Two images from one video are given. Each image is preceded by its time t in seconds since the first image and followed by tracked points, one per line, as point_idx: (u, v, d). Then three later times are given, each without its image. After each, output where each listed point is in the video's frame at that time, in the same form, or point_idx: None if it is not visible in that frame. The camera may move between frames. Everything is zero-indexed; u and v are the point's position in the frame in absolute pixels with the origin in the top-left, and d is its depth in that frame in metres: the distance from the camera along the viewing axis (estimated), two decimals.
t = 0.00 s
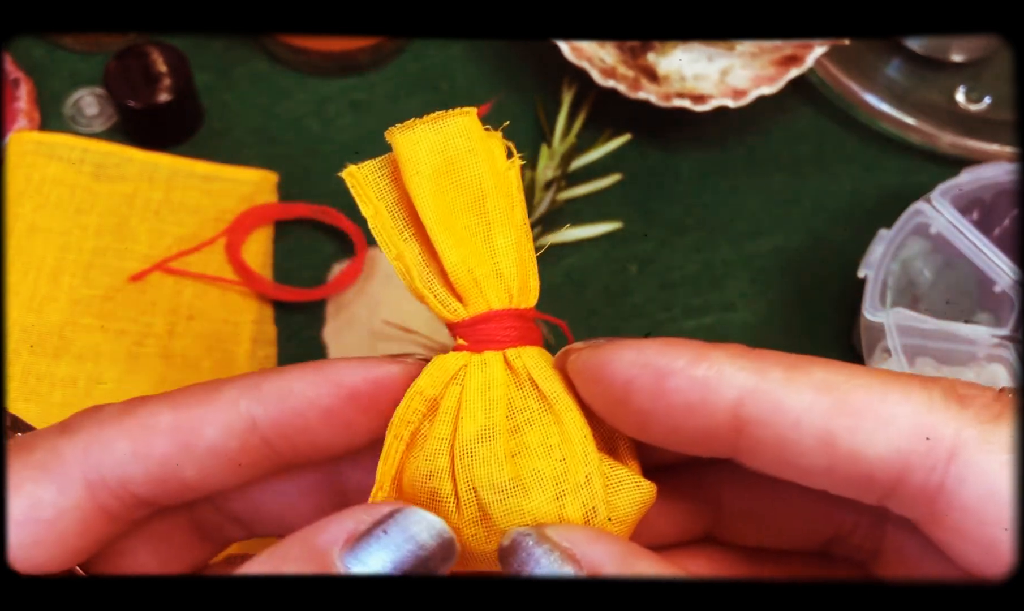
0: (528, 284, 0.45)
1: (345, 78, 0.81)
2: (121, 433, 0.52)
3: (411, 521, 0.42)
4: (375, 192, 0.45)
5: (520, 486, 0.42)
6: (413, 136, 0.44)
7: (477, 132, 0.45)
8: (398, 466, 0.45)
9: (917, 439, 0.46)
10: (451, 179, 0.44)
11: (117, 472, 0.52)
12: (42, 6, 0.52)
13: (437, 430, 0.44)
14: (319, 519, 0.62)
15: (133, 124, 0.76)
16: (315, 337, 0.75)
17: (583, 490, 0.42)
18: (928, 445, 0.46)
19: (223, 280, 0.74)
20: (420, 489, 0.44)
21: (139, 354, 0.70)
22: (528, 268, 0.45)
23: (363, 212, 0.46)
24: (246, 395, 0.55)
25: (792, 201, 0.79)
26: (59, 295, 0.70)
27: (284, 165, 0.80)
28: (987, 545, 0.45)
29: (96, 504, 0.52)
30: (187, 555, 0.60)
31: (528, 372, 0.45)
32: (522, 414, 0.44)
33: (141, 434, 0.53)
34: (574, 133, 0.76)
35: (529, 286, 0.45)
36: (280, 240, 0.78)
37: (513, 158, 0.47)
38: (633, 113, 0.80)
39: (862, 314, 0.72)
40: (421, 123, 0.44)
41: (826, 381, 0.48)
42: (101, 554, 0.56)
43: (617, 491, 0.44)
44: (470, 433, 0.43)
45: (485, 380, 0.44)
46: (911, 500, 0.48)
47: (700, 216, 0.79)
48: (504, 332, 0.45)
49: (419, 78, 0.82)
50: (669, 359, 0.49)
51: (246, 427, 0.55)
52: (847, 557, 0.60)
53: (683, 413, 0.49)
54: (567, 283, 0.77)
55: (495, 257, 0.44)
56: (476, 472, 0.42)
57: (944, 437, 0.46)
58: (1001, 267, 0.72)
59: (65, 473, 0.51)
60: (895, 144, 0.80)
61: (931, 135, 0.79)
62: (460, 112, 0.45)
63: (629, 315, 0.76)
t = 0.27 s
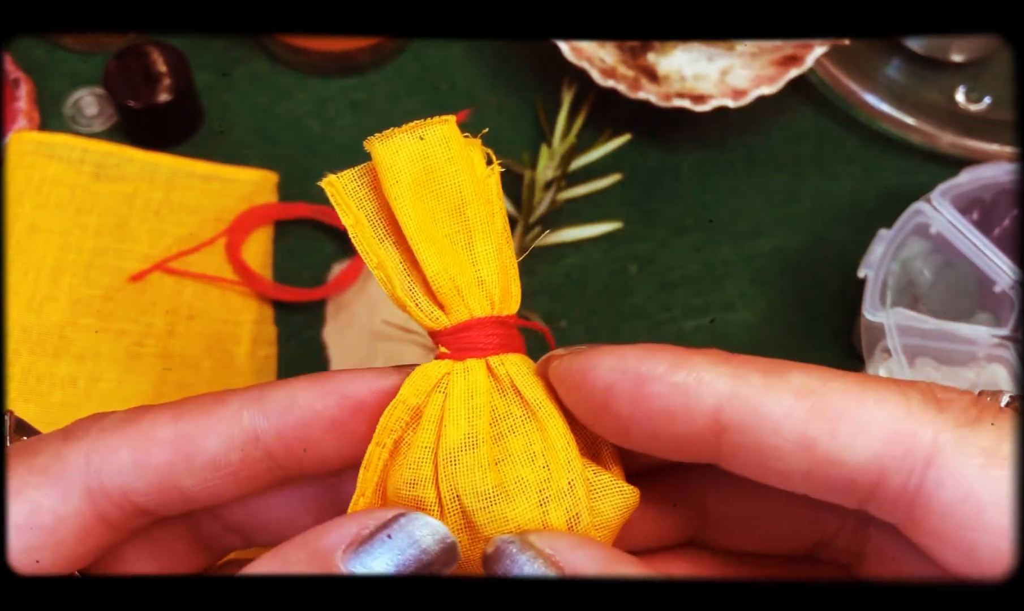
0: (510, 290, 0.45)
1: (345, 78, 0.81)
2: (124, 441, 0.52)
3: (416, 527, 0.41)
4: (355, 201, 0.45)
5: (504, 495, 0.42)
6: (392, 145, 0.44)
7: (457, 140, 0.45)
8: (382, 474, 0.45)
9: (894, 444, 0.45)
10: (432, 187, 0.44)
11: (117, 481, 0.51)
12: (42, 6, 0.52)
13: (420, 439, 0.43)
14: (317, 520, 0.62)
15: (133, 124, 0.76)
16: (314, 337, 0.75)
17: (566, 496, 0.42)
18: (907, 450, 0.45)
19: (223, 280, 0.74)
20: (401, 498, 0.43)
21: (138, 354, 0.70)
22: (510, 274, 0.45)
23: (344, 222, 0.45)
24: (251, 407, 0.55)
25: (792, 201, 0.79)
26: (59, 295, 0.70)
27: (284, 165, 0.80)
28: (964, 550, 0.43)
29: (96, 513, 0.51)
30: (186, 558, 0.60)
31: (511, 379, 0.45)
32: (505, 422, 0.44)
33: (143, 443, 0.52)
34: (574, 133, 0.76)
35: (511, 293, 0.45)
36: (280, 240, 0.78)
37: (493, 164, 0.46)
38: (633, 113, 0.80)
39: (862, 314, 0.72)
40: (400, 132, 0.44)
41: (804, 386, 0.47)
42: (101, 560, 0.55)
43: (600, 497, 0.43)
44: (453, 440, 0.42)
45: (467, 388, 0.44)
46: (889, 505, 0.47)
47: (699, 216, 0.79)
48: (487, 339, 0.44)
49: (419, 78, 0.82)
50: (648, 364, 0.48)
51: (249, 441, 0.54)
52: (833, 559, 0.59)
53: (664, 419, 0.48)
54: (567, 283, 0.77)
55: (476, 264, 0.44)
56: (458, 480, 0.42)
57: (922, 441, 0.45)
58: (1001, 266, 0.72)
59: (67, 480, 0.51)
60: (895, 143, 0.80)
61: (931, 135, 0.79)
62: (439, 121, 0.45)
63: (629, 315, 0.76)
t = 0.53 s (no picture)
0: (503, 293, 0.44)
1: (345, 78, 0.81)
2: (122, 447, 0.52)
3: (407, 522, 0.41)
4: (346, 205, 0.45)
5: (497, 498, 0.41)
6: (384, 149, 0.43)
7: (447, 142, 0.44)
8: (376, 477, 0.45)
9: (888, 443, 0.45)
10: (423, 191, 0.44)
11: (115, 487, 0.51)
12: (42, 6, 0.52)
13: (413, 442, 0.43)
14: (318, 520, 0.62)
15: (133, 124, 0.76)
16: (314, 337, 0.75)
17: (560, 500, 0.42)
18: (900, 448, 0.45)
19: (224, 280, 0.74)
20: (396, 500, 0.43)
21: (138, 355, 0.70)
22: (503, 276, 0.44)
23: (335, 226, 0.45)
24: (249, 418, 0.54)
25: (792, 201, 0.79)
26: (59, 295, 0.69)
27: (284, 165, 0.80)
28: (958, 549, 0.43)
29: (93, 520, 0.51)
30: (186, 559, 0.59)
31: (505, 382, 0.44)
32: (500, 426, 0.43)
33: (141, 451, 0.52)
34: (574, 133, 0.75)
35: (503, 295, 0.44)
36: (280, 241, 0.78)
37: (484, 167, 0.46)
38: (633, 113, 0.80)
39: (862, 314, 0.72)
40: (391, 136, 0.44)
41: (796, 386, 0.47)
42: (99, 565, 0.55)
43: (592, 499, 0.43)
44: (447, 444, 0.42)
45: (461, 392, 0.43)
46: (884, 505, 0.47)
47: (699, 216, 0.79)
48: (480, 342, 0.44)
49: (419, 78, 0.82)
50: (640, 366, 0.48)
51: (246, 451, 0.54)
52: (829, 563, 0.58)
53: (657, 420, 0.48)
54: (567, 283, 0.77)
55: (468, 267, 0.44)
56: (453, 483, 0.41)
57: (914, 439, 0.45)
58: (1001, 266, 0.72)
59: (66, 486, 0.50)
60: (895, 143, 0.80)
61: (930, 135, 0.79)
62: (430, 124, 0.44)
63: (629, 314, 0.76)
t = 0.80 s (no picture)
0: (480, 294, 0.44)
1: (346, 78, 0.81)
2: (107, 438, 0.52)
3: (388, 514, 0.41)
4: (320, 206, 0.44)
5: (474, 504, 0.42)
6: (355, 149, 0.42)
7: (421, 142, 0.44)
8: (354, 480, 0.44)
9: (875, 450, 0.45)
10: (397, 192, 0.43)
11: (98, 477, 0.51)
12: (42, 6, 0.52)
13: (390, 447, 0.43)
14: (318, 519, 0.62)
15: (132, 124, 0.76)
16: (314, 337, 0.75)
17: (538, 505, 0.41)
18: (888, 456, 0.45)
19: (224, 281, 0.74)
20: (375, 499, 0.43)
21: (138, 355, 0.70)
22: (480, 277, 0.44)
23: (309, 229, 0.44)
24: (230, 408, 0.54)
25: (792, 201, 0.79)
26: (58, 295, 0.69)
27: (284, 165, 0.80)
28: (948, 556, 0.43)
29: (78, 510, 0.51)
30: (186, 559, 0.59)
31: (483, 385, 0.43)
32: (478, 430, 0.43)
33: (125, 441, 0.52)
34: (574, 133, 0.75)
35: (481, 295, 0.44)
36: (280, 241, 0.78)
37: (460, 164, 0.45)
38: (633, 112, 0.80)
39: (862, 314, 0.72)
40: (362, 137, 0.43)
41: (782, 393, 0.47)
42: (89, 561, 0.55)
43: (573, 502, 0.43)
44: (425, 452, 0.42)
45: (439, 397, 0.43)
46: (874, 513, 0.47)
47: (700, 216, 0.79)
48: (458, 346, 0.43)
49: (419, 78, 0.82)
50: (626, 375, 0.48)
51: (228, 441, 0.53)
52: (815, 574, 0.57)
53: (642, 428, 0.48)
54: (567, 283, 0.77)
55: (445, 269, 0.43)
56: (432, 490, 0.42)
57: (903, 446, 0.45)
58: (1002, 266, 0.72)
59: (52, 477, 0.51)
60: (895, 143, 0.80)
61: (930, 135, 0.79)
62: (402, 123, 0.43)
63: (629, 314, 0.76)
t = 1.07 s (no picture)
0: (477, 288, 0.44)
1: (346, 78, 0.81)
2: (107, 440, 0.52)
3: (379, 504, 0.41)
4: (319, 200, 0.44)
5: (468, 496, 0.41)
6: (354, 143, 0.43)
7: (420, 137, 0.44)
8: (349, 473, 0.44)
9: (877, 452, 0.45)
10: (396, 186, 0.43)
11: (99, 479, 0.51)
12: (41, 7, 0.52)
13: (385, 438, 0.43)
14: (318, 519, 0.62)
15: (132, 124, 0.76)
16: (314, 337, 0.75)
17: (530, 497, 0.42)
18: (890, 457, 0.45)
19: (224, 280, 0.74)
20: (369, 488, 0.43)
21: (138, 355, 0.70)
22: (477, 272, 0.44)
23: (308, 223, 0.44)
24: (229, 409, 0.54)
25: (792, 201, 0.79)
26: (58, 295, 0.69)
27: (284, 165, 0.80)
28: (951, 557, 0.43)
29: (80, 511, 0.51)
30: (182, 559, 0.59)
31: (479, 379, 0.43)
32: (472, 422, 0.43)
33: (126, 443, 0.52)
34: (574, 133, 0.76)
35: (478, 290, 0.44)
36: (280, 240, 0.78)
37: (459, 162, 0.45)
38: (633, 112, 0.80)
39: (863, 314, 0.72)
40: (361, 132, 0.43)
41: (785, 396, 0.47)
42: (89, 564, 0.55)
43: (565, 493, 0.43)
44: (418, 441, 0.42)
45: (434, 388, 0.43)
46: (876, 514, 0.47)
47: (700, 216, 0.79)
48: (454, 339, 0.43)
49: (419, 78, 0.82)
50: (629, 377, 0.48)
51: (227, 443, 0.53)
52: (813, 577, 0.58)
53: (646, 430, 0.48)
54: (567, 283, 0.77)
55: (442, 263, 0.43)
56: (422, 479, 0.41)
57: (904, 447, 0.45)
58: (1002, 266, 0.72)
59: (52, 479, 0.51)
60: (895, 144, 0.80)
61: (930, 135, 0.79)
62: (402, 119, 0.44)
63: (629, 314, 0.76)
